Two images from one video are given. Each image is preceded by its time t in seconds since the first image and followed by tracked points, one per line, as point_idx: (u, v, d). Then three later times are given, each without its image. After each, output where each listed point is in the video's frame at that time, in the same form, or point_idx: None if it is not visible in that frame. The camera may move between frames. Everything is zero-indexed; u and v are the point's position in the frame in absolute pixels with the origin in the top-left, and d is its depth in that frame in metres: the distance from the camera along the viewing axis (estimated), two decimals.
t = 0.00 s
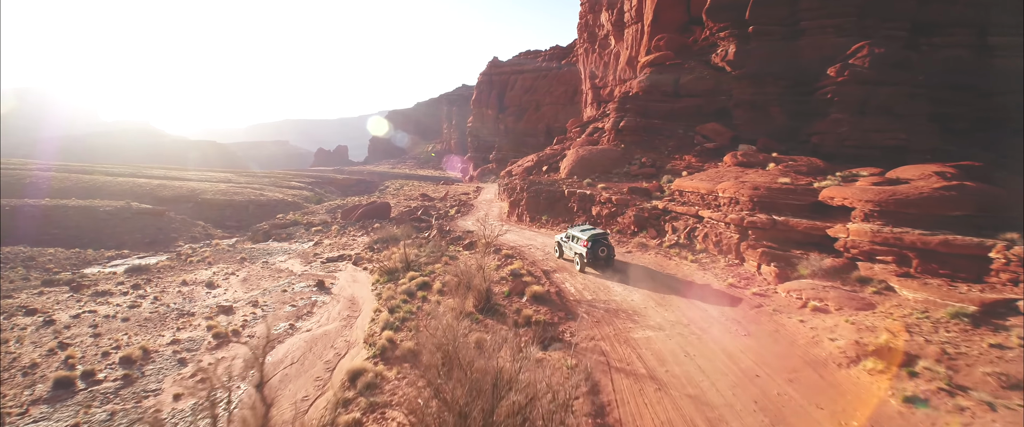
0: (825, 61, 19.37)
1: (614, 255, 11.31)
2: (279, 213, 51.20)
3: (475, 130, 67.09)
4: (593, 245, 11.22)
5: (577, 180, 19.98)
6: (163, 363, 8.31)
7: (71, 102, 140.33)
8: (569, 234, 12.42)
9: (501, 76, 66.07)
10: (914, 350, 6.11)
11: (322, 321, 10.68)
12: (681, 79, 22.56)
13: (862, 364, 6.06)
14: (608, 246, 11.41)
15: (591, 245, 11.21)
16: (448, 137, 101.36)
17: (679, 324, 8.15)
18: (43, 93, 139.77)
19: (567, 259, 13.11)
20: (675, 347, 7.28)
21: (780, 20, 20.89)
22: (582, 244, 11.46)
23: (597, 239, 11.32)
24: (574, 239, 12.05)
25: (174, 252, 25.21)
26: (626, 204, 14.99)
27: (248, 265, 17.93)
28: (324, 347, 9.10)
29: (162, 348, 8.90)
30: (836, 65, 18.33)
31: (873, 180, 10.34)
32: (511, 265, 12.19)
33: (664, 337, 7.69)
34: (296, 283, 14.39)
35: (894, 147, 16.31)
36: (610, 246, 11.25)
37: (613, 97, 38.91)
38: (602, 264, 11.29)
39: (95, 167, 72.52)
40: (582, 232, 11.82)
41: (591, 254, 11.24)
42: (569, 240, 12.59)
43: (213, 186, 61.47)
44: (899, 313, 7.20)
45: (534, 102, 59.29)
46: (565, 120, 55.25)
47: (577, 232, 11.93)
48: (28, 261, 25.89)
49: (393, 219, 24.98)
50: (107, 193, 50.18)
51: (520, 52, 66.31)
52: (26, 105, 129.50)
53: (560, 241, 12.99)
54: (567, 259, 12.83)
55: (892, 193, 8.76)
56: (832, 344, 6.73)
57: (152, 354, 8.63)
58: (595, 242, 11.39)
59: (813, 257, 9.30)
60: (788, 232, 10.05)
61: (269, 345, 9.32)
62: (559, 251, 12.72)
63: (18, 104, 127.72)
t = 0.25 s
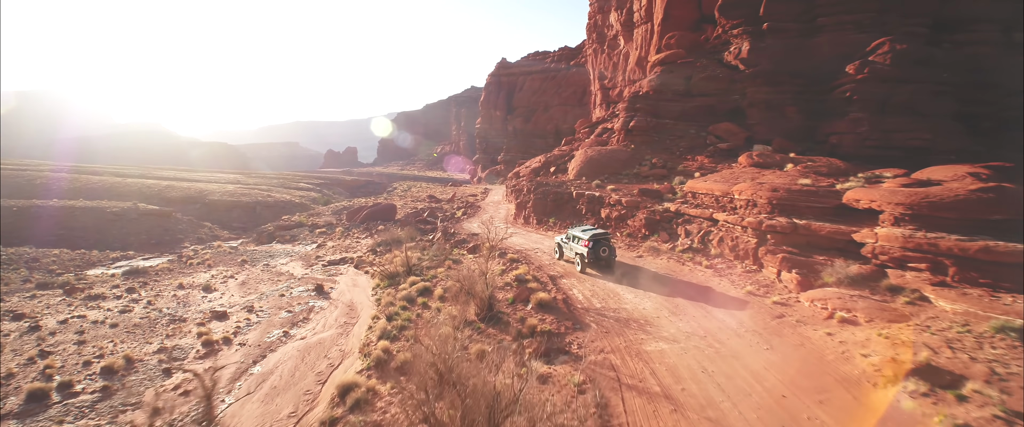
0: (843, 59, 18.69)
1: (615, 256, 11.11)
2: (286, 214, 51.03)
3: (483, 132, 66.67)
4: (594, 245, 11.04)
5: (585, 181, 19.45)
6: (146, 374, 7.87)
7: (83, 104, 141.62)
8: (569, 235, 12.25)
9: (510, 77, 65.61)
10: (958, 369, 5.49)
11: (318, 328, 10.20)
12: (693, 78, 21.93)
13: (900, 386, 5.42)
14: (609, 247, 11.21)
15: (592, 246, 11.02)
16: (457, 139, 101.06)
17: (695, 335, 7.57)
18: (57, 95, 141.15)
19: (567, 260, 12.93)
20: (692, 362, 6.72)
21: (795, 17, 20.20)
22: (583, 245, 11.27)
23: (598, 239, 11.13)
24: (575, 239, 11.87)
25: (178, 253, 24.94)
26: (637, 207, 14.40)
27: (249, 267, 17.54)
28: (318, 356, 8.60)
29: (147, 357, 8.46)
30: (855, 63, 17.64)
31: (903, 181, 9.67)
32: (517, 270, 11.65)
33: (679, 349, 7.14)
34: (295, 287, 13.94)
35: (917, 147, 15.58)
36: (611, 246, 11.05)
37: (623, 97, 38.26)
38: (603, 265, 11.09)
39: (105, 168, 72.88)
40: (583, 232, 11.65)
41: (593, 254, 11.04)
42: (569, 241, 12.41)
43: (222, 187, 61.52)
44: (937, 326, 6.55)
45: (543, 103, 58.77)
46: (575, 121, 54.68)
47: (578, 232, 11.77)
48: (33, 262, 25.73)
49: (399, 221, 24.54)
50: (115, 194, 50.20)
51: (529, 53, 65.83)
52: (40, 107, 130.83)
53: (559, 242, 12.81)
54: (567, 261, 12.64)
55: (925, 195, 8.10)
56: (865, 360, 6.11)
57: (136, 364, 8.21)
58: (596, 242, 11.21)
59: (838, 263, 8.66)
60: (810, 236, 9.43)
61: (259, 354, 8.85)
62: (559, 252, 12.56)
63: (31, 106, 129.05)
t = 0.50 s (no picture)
0: (865, 56, 17.94)
1: (618, 256, 10.81)
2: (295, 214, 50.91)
3: (494, 133, 66.21)
4: (596, 245, 10.75)
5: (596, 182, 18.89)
6: (129, 383, 7.46)
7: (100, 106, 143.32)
8: (572, 235, 11.99)
9: (521, 78, 65.09)
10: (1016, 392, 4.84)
11: (315, 335, 9.74)
12: (708, 76, 21.26)
13: (949, 410, 4.78)
14: (612, 246, 10.89)
15: (595, 245, 10.70)
16: (468, 140, 100.84)
17: (714, 348, 7.00)
18: (74, 97, 143.04)
19: (570, 261, 12.66)
20: (711, 377, 6.16)
21: (815, 12, 19.47)
22: (586, 244, 10.98)
23: (601, 239, 10.83)
24: (578, 239, 11.60)
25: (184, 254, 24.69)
26: (650, 209, 13.81)
27: (252, 269, 17.18)
28: (311, 366, 8.13)
29: (132, 365, 8.06)
30: (879, 59, 16.90)
31: (940, 182, 8.98)
32: (524, 275, 11.13)
33: (695, 363, 6.59)
34: (295, 290, 13.51)
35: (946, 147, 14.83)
36: (614, 246, 10.75)
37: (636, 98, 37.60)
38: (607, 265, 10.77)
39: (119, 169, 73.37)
40: (586, 232, 11.37)
41: (595, 254, 10.74)
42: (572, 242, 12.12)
43: (233, 188, 61.59)
44: (984, 342, 5.90)
45: (555, 104, 58.20)
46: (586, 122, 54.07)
47: (580, 232, 11.49)
48: (40, 262, 25.64)
49: (406, 223, 24.11)
50: (126, 195, 50.37)
51: (540, 55, 65.33)
52: (56, 108, 132.39)
53: (563, 242, 12.54)
54: (570, 261, 12.36)
55: (966, 196, 7.44)
56: (905, 379, 5.49)
57: (121, 372, 7.80)
58: (598, 242, 10.91)
59: (869, 270, 8.02)
60: (838, 241, 8.80)
61: (251, 363, 8.42)
62: (561, 253, 12.31)
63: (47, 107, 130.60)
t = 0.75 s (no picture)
0: (890, 52, 17.18)
1: (620, 255, 10.93)
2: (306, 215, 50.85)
3: (505, 134, 65.68)
4: (599, 244, 10.80)
5: (608, 183, 18.35)
6: (113, 393, 7.09)
7: (116, 107, 145.14)
8: (574, 235, 11.92)
9: (532, 79, 64.54)
10: None
11: (312, 341, 9.31)
12: (724, 74, 20.61)
13: None
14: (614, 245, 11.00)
15: (598, 244, 10.78)
16: (479, 142, 100.53)
17: (735, 362, 6.44)
18: (91, 98, 145.01)
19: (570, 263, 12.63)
20: (732, 395, 5.61)
21: (836, 7, 18.75)
22: (587, 244, 10.98)
23: (603, 238, 10.91)
24: (579, 239, 11.55)
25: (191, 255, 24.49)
26: (664, 211, 13.25)
27: (255, 271, 16.85)
28: (305, 375, 7.70)
29: (118, 373, 7.70)
30: (905, 55, 16.14)
31: (979, 182, 8.29)
32: (531, 280, 10.62)
33: (714, 379, 6.04)
34: (296, 293, 13.11)
35: (977, 147, 14.07)
36: (616, 245, 10.86)
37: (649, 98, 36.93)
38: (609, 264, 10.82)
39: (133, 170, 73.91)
40: (587, 232, 11.33)
41: (597, 254, 10.81)
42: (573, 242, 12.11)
43: (245, 189, 61.76)
44: None
45: (566, 105, 57.60)
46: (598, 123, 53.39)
47: (582, 232, 11.45)
48: (49, 262, 25.60)
49: (414, 224, 23.73)
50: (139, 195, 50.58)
51: (552, 55, 64.78)
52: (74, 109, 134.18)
53: (564, 243, 12.52)
54: (571, 262, 12.34)
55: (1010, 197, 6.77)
56: (953, 402, 4.89)
57: (106, 380, 7.44)
58: (600, 242, 10.98)
59: (903, 278, 7.40)
60: (868, 245, 8.17)
61: (242, 371, 8.01)
62: (562, 253, 12.27)
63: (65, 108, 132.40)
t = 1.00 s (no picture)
0: (916, 47, 16.41)
1: (624, 257, 10.82)
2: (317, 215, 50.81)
3: (517, 136, 65.17)
4: (603, 245, 10.70)
5: (620, 184, 17.79)
6: (94, 403, 6.74)
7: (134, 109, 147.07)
8: (577, 236, 11.88)
9: (544, 80, 64.01)
10: None
11: (308, 348, 8.90)
12: (741, 71, 19.92)
13: None
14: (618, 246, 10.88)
15: (602, 245, 10.67)
16: (492, 143, 100.19)
17: (757, 378, 5.90)
18: (110, 100, 147.09)
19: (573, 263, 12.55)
20: (756, 416, 5.07)
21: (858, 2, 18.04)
22: (591, 244, 10.91)
23: (607, 239, 10.81)
24: (583, 239, 11.49)
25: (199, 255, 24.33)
26: (679, 213, 12.69)
27: (258, 273, 16.53)
28: (297, 385, 7.28)
29: (102, 380, 7.36)
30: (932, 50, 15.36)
31: None
32: (538, 285, 10.12)
33: (735, 396, 5.51)
34: (297, 296, 12.72)
35: (1011, 146, 13.34)
36: (620, 246, 10.75)
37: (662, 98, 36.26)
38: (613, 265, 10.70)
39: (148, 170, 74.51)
40: (591, 232, 11.27)
41: (601, 255, 10.70)
42: (576, 243, 12.04)
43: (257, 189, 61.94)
44: None
45: (579, 106, 57.01)
46: (610, 124, 52.72)
47: (586, 232, 11.37)
48: (59, 262, 25.59)
49: (422, 226, 23.35)
50: (152, 196, 50.91)
51: (564, 56, 64.24)
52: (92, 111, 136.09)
53: (567, 244, 12.44)
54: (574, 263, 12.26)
55: None
56: None
57: (88, 389, 7.09)
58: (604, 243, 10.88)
59: (941, 286, 6.78)
60: (900, 251, 7.57)
61: (232, 380, 7.62)
62: (565, 254, 12.20)
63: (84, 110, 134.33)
